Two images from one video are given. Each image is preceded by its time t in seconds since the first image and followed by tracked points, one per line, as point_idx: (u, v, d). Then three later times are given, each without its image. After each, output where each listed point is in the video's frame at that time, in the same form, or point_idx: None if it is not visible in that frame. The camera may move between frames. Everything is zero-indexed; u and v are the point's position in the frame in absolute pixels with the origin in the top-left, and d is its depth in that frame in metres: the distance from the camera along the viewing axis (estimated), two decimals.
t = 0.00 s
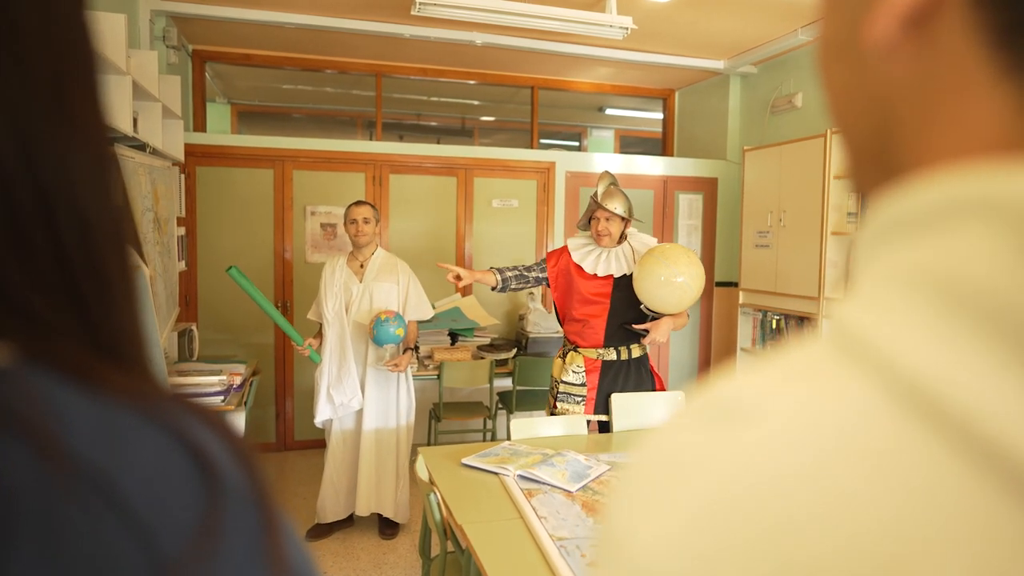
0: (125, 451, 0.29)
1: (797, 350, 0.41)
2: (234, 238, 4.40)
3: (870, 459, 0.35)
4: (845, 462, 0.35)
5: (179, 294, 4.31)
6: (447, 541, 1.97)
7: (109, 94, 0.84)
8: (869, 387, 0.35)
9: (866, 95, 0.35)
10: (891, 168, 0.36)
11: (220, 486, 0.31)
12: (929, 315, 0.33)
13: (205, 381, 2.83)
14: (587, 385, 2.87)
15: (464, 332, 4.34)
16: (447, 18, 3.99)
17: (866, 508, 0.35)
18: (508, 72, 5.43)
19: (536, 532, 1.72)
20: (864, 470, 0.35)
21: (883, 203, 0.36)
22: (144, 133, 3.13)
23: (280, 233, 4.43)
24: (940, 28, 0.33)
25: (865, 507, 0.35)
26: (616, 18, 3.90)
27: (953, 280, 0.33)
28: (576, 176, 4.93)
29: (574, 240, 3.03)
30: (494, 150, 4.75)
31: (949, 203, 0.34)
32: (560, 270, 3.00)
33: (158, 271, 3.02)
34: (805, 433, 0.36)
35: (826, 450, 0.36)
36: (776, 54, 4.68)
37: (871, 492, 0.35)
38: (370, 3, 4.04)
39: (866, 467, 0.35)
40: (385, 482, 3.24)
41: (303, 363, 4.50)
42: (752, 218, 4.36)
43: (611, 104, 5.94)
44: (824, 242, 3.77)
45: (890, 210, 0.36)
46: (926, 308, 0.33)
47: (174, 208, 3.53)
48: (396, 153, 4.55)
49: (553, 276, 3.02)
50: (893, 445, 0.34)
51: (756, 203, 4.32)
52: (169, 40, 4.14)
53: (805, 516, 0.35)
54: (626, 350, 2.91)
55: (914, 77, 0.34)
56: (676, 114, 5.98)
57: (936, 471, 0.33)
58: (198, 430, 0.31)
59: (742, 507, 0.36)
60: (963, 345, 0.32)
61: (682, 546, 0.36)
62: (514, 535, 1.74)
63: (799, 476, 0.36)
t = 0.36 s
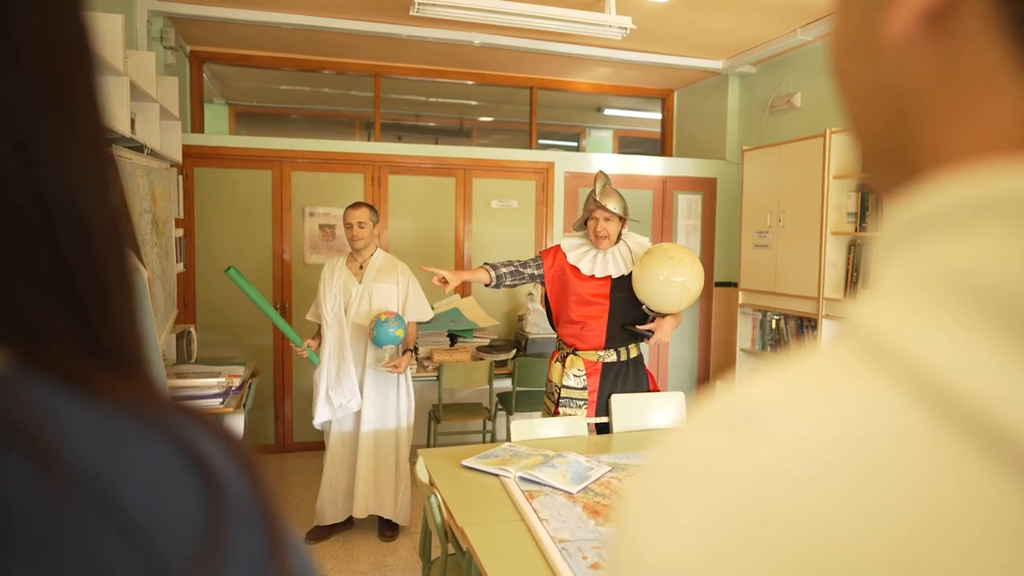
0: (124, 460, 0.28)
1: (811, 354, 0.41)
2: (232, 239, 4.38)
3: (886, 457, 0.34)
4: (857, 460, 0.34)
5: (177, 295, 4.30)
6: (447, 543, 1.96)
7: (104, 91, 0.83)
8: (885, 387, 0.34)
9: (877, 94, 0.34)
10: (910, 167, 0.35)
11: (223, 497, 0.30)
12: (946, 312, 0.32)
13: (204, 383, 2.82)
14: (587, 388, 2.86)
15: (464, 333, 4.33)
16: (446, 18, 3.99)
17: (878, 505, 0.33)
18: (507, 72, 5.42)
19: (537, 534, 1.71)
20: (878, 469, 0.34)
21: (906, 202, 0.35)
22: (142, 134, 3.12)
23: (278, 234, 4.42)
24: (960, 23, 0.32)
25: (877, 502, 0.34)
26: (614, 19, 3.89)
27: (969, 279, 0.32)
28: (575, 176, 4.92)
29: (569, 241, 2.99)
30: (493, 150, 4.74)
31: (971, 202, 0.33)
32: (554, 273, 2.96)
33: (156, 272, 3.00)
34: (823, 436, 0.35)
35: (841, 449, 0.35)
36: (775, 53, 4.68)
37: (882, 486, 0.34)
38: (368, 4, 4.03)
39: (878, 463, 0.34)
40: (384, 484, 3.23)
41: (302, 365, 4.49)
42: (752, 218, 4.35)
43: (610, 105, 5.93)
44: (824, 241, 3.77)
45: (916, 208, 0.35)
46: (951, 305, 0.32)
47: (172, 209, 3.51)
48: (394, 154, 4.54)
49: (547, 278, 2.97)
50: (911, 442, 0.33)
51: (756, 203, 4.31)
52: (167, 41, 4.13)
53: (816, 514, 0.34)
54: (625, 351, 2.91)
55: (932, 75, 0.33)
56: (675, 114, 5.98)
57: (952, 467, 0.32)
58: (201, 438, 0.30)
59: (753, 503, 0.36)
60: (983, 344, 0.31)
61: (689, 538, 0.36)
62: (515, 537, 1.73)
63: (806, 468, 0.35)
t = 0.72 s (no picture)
0: (109, 476, 0.27)
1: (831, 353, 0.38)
2: (225, 241, 4.35)
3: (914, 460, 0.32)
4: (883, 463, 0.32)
5: (171, 297, 4.27)
6: (444, 546, 1.94)
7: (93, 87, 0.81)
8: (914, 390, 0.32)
9: (898, 87, 0.32)
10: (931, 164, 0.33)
11: (215, 512, 0.29)
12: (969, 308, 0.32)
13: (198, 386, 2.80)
14: (576, 390, 2.84)
15: (459, 334, 4.32)
16: (441, 18, 3.97)
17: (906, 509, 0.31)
18: (501, 72, 5.40)
19: (535, 536, 1.70)
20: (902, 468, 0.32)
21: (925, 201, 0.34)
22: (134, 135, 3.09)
23: (273, 236, 4.40)
24: (984, 17, 0.31)
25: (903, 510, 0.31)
26: (610, 18, 3.88)
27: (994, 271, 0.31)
28: (571, 176, 4.91)
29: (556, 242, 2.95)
30: (488, 150, 4.73)
31: (988, 201, 0.32)
32: (541, 274, 2.92)
33: (149, 275, 2.97)
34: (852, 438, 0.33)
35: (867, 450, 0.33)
36: (770, 53, 4.68)
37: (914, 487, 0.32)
38: (362, 3, 4.01)
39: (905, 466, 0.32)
40: (380, 485, 3.22)
41: (297, 367, 4.47)
42: (747, 218, 4.35)
43: (605, 105, 5.93)
44: (819, 241, 3.77)
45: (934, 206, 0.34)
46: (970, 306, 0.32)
47: (165, 210, 3.49)
48: (389, 154, 4.52)
49: (533, 280, 2.94)
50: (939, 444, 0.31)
51: (751, 202, 4.31)
52: (159, 41, 4.11)
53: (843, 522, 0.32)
54: (614, 352, 2.90)
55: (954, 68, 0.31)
56: (669, 114, 5.98)
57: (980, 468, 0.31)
58: (193, 448, 0.29)
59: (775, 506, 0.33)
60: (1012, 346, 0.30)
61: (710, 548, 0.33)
62: (513, 540, 1.71)
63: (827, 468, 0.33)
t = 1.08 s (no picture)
0: (84, 492, 0.25)
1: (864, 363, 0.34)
2: (209, 240, 4.30)
3: (973, 470, 0.29)
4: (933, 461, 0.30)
5: (154, 298, 4.20)
6: (436, 547, 1.92)
7: (64, 81, 0.77)
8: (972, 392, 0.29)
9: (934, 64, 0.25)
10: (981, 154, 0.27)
11: (197, 528, 0.27)
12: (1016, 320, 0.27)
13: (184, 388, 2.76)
14: (556, 386, 2.82)
15: (447, 332, 4.29)
16: (426, 13, 3.94)
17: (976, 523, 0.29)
18: (487, 68, 5.38)
19: (528, 535, 1.69)
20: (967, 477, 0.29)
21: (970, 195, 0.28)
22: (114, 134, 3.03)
23: (257, 235, 4.35)
24: None
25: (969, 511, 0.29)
26: (597, 13, 3.87)
27: None
28: (558, 172, 4.90)
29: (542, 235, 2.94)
30: (475, 147, 4.70)
31: None
32: (526, 268, 2.91)
33: (132, 276, 2.92)
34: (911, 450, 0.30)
35: (932, 461, 0.30)
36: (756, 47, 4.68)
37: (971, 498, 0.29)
38: None
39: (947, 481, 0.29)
40: (369, 486, 3.19)
41: (284, 367, 4.42)
42: (735, 213, 4.35)
43: (591, 100, 5.92)
44: (806, 235, 3.78)
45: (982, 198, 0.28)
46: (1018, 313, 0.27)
47: (147, 210, 3.43)
48: (375, 151, 4.49)
49: (516, 275, 2.92)
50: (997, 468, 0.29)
51: (739, 197, 4.32)
52: (139, 38, 4.04)
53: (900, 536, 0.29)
54: (596, 348, 2.88)
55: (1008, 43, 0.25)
56: (656, 110, 5.98)
57: None
58: (174, 461, 0.26)
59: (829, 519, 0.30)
60: None
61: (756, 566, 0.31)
62: (505, 539, 1.70)
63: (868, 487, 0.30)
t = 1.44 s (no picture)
0: (72, 517, 0.25)
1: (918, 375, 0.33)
2: (199, 247, 4.25)
3: None
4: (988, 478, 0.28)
5: (144, 306, 4.16)
6: (436, 553, 1.90)
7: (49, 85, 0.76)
8: None
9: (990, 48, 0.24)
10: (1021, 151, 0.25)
11: (191, 549, 0.26)
12: None
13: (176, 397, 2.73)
14: (559, 385, 2.81)
15: (441, 335, 4.27)
16: (414, 15, 3.92)
17: None
18: (477, 70, 5.36)
19: (530, 540, 1.67)
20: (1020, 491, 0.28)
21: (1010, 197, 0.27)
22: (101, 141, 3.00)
23: (248, 241, 4.31)
24: None
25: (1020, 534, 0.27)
26: (586, 13, 3.87)
27: None
28: (549, 173, 4.89)
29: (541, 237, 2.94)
30: (466, 149, 4.68)
31: None
32: (525, 271, 2.93)
33: (121, 284, 2.89)
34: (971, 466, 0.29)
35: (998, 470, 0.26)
36: (744, 45, 4.69)
37: None
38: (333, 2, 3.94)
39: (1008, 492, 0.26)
40: (366, 492, 3.15)
41: (276, 373, 4.38)
42: (727, 210, 4.35)
43: (581, 101, 5.92)
44: (799, 231, 3.77)
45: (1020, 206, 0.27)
46: None
47: (135, 218, 3.40)
48: (365, 155, 4.46)
49: (516, 277, 2.94)
50: None
51: (731, 195, 4.32)
52: (125, 44, 4.00)
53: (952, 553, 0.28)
54: (597, 348, 2.87)
55: None
56: (645, 109, 5.98)
57: None
58: (167, 480, 0.25)
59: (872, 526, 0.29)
60: None
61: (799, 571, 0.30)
62: (506, 544, 1.68)
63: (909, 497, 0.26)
